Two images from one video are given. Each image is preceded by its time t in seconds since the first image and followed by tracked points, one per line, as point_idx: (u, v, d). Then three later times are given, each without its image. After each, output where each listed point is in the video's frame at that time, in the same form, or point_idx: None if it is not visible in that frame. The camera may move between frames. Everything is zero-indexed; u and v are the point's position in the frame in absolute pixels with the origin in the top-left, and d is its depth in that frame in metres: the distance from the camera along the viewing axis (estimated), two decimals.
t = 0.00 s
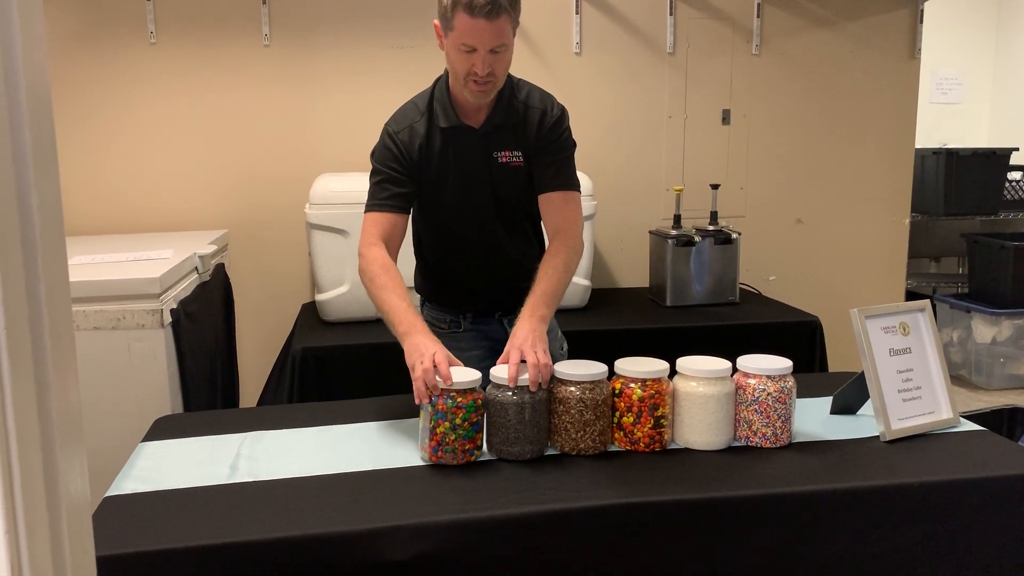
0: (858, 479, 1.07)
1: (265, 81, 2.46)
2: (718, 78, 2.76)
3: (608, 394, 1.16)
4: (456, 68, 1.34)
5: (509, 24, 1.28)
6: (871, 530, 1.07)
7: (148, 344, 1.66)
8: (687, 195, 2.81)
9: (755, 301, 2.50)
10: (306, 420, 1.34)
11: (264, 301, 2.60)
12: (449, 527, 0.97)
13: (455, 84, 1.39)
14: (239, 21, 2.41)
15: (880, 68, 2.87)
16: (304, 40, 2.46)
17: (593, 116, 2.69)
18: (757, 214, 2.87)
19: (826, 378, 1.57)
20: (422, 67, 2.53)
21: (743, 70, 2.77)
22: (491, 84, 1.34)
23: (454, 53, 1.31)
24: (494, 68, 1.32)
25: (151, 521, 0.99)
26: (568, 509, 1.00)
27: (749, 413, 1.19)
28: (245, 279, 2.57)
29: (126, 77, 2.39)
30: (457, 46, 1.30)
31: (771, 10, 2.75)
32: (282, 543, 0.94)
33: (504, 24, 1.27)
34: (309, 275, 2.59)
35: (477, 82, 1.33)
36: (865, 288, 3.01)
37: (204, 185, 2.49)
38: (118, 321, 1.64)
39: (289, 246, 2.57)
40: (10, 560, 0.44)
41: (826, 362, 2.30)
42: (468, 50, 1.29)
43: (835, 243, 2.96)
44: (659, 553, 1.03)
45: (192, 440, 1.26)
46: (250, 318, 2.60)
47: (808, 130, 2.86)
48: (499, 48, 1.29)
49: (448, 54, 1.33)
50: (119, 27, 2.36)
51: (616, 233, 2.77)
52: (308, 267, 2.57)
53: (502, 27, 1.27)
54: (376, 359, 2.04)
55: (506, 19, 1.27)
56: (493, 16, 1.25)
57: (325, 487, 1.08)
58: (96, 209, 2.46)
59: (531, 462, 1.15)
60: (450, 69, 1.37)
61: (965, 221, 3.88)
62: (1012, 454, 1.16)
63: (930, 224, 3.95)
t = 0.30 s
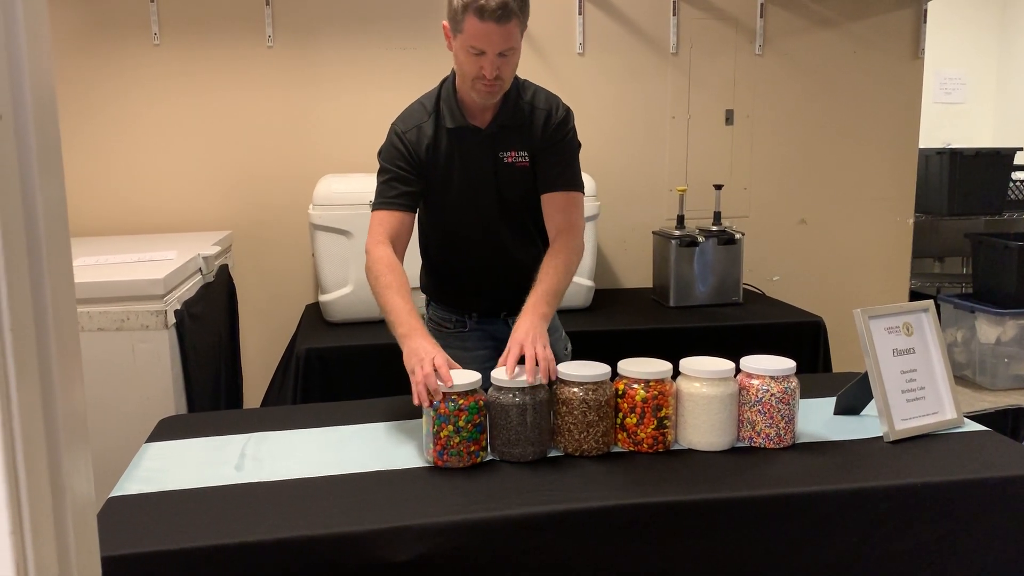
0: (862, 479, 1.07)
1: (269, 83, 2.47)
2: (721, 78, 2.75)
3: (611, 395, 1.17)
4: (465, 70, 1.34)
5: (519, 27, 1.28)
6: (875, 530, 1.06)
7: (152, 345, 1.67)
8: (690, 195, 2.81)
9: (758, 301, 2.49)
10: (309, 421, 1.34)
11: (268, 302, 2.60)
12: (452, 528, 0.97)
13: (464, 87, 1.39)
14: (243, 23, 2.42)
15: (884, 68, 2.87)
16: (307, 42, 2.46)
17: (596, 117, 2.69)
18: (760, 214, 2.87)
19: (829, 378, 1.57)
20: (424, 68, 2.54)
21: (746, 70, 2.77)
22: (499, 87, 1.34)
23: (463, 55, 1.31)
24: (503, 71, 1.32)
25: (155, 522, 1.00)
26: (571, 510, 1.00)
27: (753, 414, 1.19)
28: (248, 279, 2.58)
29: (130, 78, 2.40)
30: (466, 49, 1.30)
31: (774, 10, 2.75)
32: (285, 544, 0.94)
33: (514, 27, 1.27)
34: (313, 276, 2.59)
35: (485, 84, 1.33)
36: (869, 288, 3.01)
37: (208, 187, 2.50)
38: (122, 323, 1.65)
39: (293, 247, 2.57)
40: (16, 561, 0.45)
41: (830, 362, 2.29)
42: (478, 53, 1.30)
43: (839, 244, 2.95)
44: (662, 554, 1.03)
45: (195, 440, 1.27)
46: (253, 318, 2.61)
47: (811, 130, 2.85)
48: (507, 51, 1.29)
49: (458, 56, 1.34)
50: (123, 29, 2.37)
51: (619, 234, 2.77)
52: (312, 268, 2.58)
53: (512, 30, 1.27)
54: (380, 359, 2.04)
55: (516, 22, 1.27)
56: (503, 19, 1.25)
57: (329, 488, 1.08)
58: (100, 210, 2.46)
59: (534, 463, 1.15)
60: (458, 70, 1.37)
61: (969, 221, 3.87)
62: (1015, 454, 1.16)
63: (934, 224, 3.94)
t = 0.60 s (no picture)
0: (866, 479, 1.07)
1: (272, 84, 2.47)
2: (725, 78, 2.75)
3: (614, 395, 1.17)
4: (520, 97, 1.36)
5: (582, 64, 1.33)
6: (879, 531, 1.06)
7: (156, 345, 1.67)
8: (694, 196, 2.80)
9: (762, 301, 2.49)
10: (313, 421, 1.35)
11: (271, 302, 2.61)
12: (456, 528, 0.97)
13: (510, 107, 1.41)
14: (246, 24, 2.42)
15: (887, 68, 2.86)
16: (310, 42, 2.46)
17: (599, 117, 2.68)
18: (764, 214, 2.87)
19: (833, 378, 1.57)
20: (428, 68, 2.54)
21: (749, 70, 2.76)
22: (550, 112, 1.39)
23: (526, 85, 1.33)
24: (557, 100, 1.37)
25: (159, 522, 1.00)
26: (574, 510, 1.00)
27: (757, 414, 1.19)
28: (252, 280, 2.58)
29: (134, 79, 2.41)
30: (531, 82, 1.32)
31: (778, 10, 2.74)
32: (288, 544, 0.94)
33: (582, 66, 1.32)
34: (317, 276, 2.60)
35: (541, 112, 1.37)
36: (872, 288, 3.00)
37: (211, 187, 2.50)
38: (126, 323, 1.65)
39: (296, 248, 2.58)
40: (21, 561, 0.45)
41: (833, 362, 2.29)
42: (543, 86, 1.32)
43: (842, 243, 2.95)
44: (665, 555, 1.03)
45: (199, 441, 1.27)
46: (257, 319, 2.61)
47: (815, 130, 2.85)
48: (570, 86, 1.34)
49: (515, 83, 1.35)
50: (127, 31, 2.38)
51: (623, 234, 2.77)
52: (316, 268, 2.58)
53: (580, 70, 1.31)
54: (383, 360, 2.05)
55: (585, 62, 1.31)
56: (578, 62, 1.29)
57: (333, 488, 1.08)
58: (105, 211, 2.47)
59: (537, 463, 1.15)
60: (508, 91, 1.38)
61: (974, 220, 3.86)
62: (1020, 454, 1.15)
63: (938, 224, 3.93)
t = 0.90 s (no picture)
0: (869, 479, 1.07)
1: (274, 83, 2.47)
2: (727, 77, 2.75)
3: (616, 395, 1.17)
4: (597, 138, 1.42)
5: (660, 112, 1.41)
6: (883, 529, 1.06)
7: (159, 345, 1.67)
8: (696, 195, 2.80)
9: (764, 301, 2.49)
10: (316, 421, 1.34)
11: (274, 302, 2.61)
12: (459, 528, 0.97)
13: (577, 141, 1.45)
14: (248, 24, 2.42)
15: (890, 68, 2.86)
16: (312, 42, 2.46)
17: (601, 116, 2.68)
18: (767, 215, 2.86)
19: (835, 378, 1.56)
20: (429, 68, 2.54)
21: (752, 70, 2.76)
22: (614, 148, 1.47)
23: (611, 130, 1.38)
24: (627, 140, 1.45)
25: (163, 522, 1.00)
26: (577, 510, 1.00)
27: (759, 414, 1.19)
28: (255, 280, 2.58)
29: (137, 79, 2.41)
30: (618, 128, 1.38)
31: (780, 10, 2.74)
32: (290, 543, 0.94)
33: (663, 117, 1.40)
34: (319, 276, 2.60)
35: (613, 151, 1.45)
36: (875, 288, 3.00)
37: (213, 187, 2.50)
38: (129, 323, 1.65)
39: (299, 247, 2.58)
40: (23, 561, 0.45)
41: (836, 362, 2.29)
42: (626, 132, 1.39)
43: (845, 243, 2.94)
44: (668, 554, 1.03)
45: (202, 440, 1.27)
46: (259, 319, 2.62)
47: (818, 129, 2.85)
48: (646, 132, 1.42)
49: (598, 125, 1.39)
50: (129, 30, 2.38)
51: (626, 234, 2.77)
52: (318, 268, 2.58)
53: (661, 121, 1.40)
54: (385, 359, 2.05)
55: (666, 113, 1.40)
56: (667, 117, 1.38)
57: (335, 487, 1.08)
58: (107, 210, 2.47)
59: (539, 463, 1.15)
60: (587, 130, 1.41)
61: (977, 220, 3.85)
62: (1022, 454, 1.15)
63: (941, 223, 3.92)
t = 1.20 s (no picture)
0: (871, 478, 1.07)
1: (275, 83, 2.47)
2: (729, 77, 2.74)
3: (618, 394, 1.16)
4: (653, 253, 1.41)
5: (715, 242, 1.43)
6: (885, 528, 1.06)
7: (161, 344, 1.67)
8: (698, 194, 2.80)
9: (766, 300, 2.49)
10: (317, 420, 1.34)
11: (276, 302, 2.61)
12: (461, 527, 0.97)
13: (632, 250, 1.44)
14: (249, 23, 2.43)
15: (892, 67, 2.86)
16: (313, 41, 2.46)
17: (603, 116, 2.68)
18: (769, 214, 2.86)
19: (838, 377, 1.56)
20: (431, 67, 2.54)
21: (753, 69, 2.75)
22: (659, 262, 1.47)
23: (670, 248, 1.38)
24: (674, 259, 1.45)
25: (164, 521, 1.00)
26: (579, 509, 1.00)
27: (761, 413, 1.18)
28: (256, 279, 2.58)
29: (138, 78, 2.41)
30: (680, 249, 1.37)
31: (782, 9, 2.74)
32: (292, 543, 0.94)
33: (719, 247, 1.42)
34: (320, 275, 2.60)
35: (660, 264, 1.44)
36: (877, 288, 3.00)
37: (214, 186, 2.51)
38: (130, 322, 1.65)
39: (300, 246, 2.58)
40: (24, 560, 0.45)
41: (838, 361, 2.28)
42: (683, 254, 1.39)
43: (847, 243, 2.94)
44: (671, 553, 1.03)
45: (204, 440, 1.27)
46: (261, 318, 2.62)
47: (819, 128, 2.84)
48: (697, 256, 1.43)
49: (659, 241, 1.38)
50: (130, 30, 2.38)
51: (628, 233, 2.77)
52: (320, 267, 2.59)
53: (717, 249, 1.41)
54: (387, 358, 2.05)
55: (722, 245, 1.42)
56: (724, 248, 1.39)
57: (337, 487, 1.08)
58: (108, 210, 2.47)
59: (542, 462, 1.15)
60: (647, 243, 1.40)
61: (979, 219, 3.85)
62: None
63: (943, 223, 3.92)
